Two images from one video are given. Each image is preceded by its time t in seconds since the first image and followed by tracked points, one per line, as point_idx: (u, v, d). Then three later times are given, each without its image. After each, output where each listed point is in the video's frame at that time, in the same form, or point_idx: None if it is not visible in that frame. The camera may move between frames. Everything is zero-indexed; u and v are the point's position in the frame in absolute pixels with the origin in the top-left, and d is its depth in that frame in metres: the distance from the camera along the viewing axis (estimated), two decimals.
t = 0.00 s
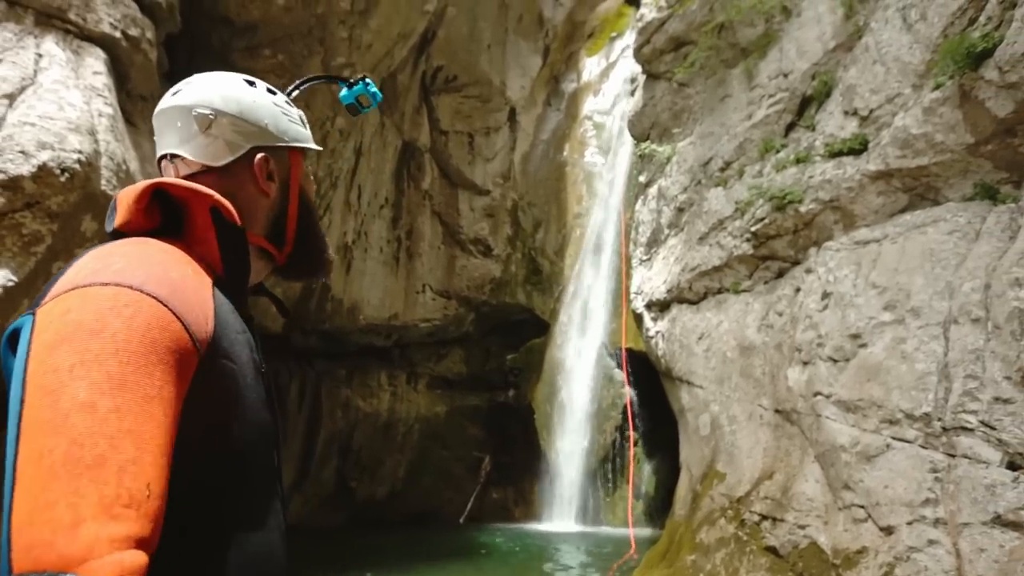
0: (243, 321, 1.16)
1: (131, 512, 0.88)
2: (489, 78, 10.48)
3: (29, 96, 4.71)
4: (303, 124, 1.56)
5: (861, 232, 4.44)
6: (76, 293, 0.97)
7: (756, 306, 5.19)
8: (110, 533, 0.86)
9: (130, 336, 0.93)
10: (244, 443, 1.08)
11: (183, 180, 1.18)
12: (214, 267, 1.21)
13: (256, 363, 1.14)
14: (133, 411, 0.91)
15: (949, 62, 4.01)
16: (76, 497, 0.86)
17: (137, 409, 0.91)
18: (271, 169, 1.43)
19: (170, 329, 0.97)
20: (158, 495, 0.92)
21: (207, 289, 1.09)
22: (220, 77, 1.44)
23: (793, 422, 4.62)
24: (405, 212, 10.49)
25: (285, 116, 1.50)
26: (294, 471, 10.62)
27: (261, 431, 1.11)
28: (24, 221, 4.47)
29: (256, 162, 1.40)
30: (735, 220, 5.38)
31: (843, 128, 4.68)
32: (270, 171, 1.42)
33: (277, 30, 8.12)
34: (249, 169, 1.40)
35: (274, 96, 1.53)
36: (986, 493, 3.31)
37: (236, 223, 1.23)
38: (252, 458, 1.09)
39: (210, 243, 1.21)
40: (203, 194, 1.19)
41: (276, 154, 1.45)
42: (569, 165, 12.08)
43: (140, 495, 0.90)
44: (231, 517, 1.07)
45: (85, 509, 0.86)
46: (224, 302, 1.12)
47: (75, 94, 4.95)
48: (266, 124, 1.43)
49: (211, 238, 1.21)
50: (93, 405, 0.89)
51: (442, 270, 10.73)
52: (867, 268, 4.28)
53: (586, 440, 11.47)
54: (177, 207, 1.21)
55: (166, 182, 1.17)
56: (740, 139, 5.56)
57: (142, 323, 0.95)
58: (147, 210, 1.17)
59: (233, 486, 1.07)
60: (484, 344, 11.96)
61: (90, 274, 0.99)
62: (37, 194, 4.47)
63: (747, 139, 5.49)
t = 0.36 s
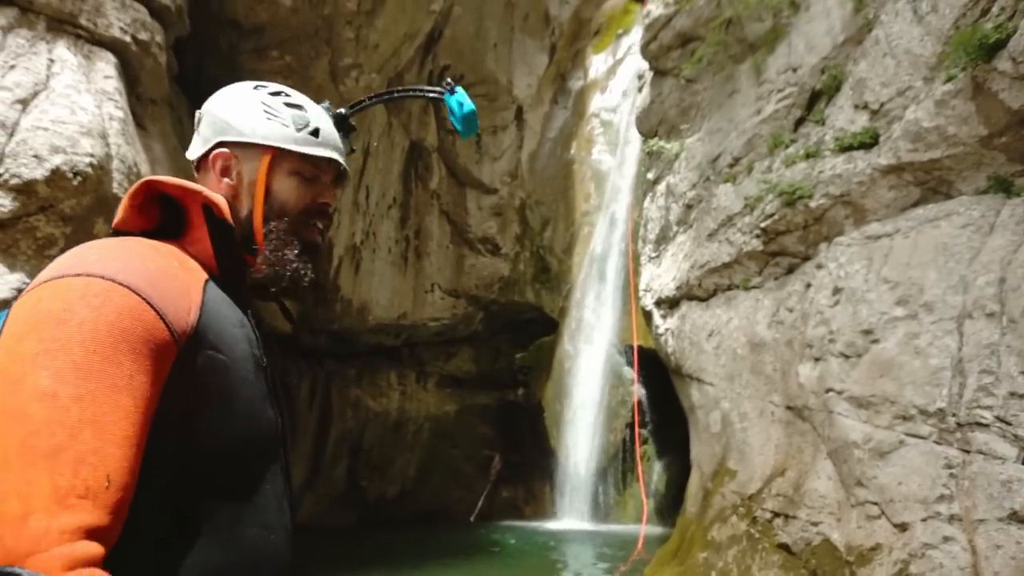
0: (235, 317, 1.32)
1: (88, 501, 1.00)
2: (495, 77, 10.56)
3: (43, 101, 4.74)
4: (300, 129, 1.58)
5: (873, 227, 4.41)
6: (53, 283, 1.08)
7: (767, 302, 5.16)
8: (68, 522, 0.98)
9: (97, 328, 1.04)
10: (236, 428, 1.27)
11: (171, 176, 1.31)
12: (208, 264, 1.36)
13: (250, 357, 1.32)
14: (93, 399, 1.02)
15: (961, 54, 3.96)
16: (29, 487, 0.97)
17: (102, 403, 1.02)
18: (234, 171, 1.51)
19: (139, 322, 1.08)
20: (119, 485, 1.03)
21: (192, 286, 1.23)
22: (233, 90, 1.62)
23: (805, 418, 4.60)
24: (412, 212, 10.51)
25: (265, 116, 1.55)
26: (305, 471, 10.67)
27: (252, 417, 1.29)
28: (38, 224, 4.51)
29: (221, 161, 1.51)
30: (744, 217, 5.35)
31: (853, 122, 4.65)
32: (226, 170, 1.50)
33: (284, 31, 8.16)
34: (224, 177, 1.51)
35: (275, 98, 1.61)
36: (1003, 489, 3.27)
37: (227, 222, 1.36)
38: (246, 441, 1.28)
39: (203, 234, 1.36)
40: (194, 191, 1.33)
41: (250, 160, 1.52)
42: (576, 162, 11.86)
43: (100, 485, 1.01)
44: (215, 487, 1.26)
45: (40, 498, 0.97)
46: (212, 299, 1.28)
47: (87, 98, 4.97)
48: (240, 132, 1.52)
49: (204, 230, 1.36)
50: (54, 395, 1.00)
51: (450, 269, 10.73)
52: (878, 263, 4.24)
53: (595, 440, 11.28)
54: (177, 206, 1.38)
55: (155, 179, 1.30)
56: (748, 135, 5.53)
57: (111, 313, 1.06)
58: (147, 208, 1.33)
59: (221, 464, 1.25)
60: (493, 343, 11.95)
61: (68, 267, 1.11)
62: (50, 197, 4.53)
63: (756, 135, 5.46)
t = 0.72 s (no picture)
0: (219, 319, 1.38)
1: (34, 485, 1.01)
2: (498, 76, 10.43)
3: (50, 109, 4.77)
4: (255, 119, 1.64)
5: (881, 219, 4.39)
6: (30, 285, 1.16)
7: (775, 297, 5.14)
8: (15, 498, 0.98)
9: (60, 322, 1.10)
10: (215, 432, 1.31)
11: (172, 184, 1.54)
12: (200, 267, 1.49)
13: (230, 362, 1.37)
14: (52, 385, 1.05)
15: (969, 41, 3.92)
16: None
17: (57, 391, 1.05)
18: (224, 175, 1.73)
19: (100, 317, 1.13)
20: (68, 470, 1.05)
21: (166, 292, 1.31)
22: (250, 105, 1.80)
23: (816, 412, 4.57)
24: (418, 212, 10.55)
25: (237, 118, 1.67)
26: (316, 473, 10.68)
27: (232, 422, 1.33)
28: (48, 231, 4.53)
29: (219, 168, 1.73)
30: (751, 211, 5.32)
31: (860, 114, 4.62)
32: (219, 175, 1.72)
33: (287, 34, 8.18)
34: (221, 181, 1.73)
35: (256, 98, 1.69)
36: (1019, 481, 3.23)
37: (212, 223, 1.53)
38: (227, 445, 1.31)
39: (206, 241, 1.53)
40: (190, 197, 1.55)
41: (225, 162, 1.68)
42: (581, 160, 11.90)
43: (48, 470, 1.02)
44: (198, 490, 1.29)
45: None
46: (193, 303, 1.35)
47: (94, 105, 5.00)
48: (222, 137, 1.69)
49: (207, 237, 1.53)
50: (9, 382, 1.03)
51: (457, 269, 10.74)
52: (888, 255, 4.21)
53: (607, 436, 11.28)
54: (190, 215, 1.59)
55: (159, 188, 1.53)
56: (754, 129, 5.50)
57: (75, 306, 1.12)
58: (160, 217, 1.55)
59: (199, 468, 1.29)
60: (501, 341, 11.96)
61: (46, 270, 1.19)
62: (59, 204, 4.54)
63: (762, 128, 5.43)
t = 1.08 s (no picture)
0: (242, 327, 1.53)
1: (22, 499, 1.11)
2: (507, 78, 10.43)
3: (66, 118, 4.80)
4: (289, 127, 1.76)
5: (897, 215, 4.32)
6: (62, 298, 1.32)
7: (790, 295, 5.08)
8: None
9: (74, 337, 1.24)
10: (229, 438, 1.46)
11: (211, 190, 1.75)
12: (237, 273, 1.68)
13: (251, 373, 1.51)
14: (56, 401, 1.17)
15: (985, 33, 3.86)
16: None
17: (57, 407, 1.17)
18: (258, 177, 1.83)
19: (111, 332, 1.27)
20: (57, 486, 1.15)
21: (187, 301, 1.46)
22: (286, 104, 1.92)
23: (833, 412, 4.52)
24: (429, 215, 10.44)
25: (274, 125, 1.80)
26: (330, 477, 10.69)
27: (246, 430, 1.48)
28: (65, 238, 4.53)
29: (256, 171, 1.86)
30: (764, 209, 5.27)
31: (874, 109, 4.56)
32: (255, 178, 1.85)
33: (297, 41, 8.25)
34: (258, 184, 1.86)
35: (292, 106, 1.83)
36: None
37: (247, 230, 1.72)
38: (241, 451, 1.46)
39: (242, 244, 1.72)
40: (225, 202, 1.76)
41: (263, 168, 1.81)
42: (591, 160, 12.03)
43: (38, 485, 1.13)
44: (216, 490, 1.45)
45: None
46: (217, 311, 1.51)
47: (109, 114, 5.03)
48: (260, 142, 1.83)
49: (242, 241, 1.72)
50: (17, 398, 1.16)
51: (469, 271, 10.70)
52: (904, 252, 4.14)
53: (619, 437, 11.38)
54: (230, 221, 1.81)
55: (198, 195, 1.74)
56: (766, 126, 5.45)
57: (91, 324, 1.26)
58: (200, 223, 1.77)
59: (215, 471, 1.45)
60: (513, 344, 11.93)
61: (78, 284, 1.35)
62: (77, 212, 4.54)
63: (773, 125, 5.38)
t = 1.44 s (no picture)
0: (276, 334, 1.44)
1: (118, 535, 1.10)
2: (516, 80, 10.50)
3: (82, 127, 4.83)
4: (327, 131, 1.65)
5: (912, 213, 4.27)
6: (101, 312, 1.23)
7: (803, 295, 5.03)
8: (96, 557, 1.08)
9: (128, 360, 1.17)
10: (272, 453, 1.39)
11: (244, 193, 1.65)
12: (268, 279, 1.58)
13: (291, 383, 1.44)
14: (123, 433, 1.13)
15: (1001, 27, 3.81)
16: (63, 521, 1.09)
17: (130, 435, 1.14)
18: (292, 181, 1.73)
19: (164, 350, 1.20)
20: (149, 516, 1.14)
21: (228, 310, 1.36)
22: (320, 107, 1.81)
23: (849, 412, 4.47)
24: (439, 218, 10.46)
25: (310, 128, 1.69)
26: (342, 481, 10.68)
27: (289, 443, 1.41)
28: (81, 245, 4.55)
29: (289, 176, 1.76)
30: (776, 208, 5.22)
31: (886, 105, 4.51)
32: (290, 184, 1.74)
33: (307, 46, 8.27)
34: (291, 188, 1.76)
35: (330, 109, 1.72)
36: None
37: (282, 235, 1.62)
38: (284, 466, 1.40)
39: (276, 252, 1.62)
40: (258, 205, 1.65)
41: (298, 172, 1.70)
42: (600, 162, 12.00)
43: (129, 519, 1.12)
44: (263, 510, 1.38)
45: (75, 530, 1.09)
46: (255, 319, 1.41)
47: (123, 122, 5.06)
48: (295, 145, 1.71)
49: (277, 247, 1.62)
50: (88, 428, 1.12)
51: (479, 274, 10.68)
52: (920, 250, 4.09)
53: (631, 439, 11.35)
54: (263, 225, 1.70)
55: (231, 197, 1.64)
56: (776, 125, 5.41)
57: (138, 344, 1.18)
58: (233, 227, 1.67)
59: (259, 486, 1.37)
60: (524, 346, 11.91)
61: (115, 295, 1.26)
62: (92, 219, 4.57)
63: (784, 124, 5.33)
